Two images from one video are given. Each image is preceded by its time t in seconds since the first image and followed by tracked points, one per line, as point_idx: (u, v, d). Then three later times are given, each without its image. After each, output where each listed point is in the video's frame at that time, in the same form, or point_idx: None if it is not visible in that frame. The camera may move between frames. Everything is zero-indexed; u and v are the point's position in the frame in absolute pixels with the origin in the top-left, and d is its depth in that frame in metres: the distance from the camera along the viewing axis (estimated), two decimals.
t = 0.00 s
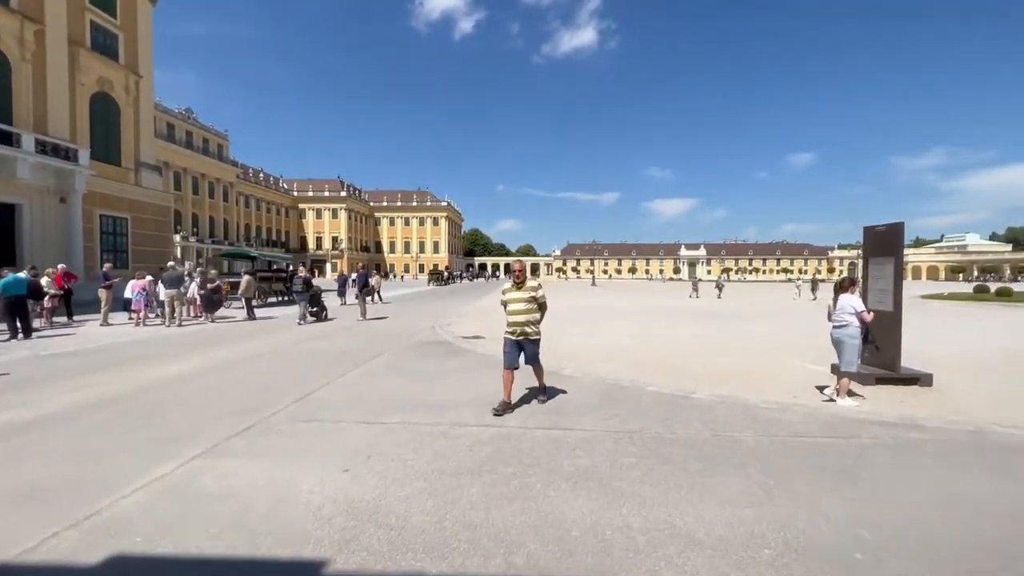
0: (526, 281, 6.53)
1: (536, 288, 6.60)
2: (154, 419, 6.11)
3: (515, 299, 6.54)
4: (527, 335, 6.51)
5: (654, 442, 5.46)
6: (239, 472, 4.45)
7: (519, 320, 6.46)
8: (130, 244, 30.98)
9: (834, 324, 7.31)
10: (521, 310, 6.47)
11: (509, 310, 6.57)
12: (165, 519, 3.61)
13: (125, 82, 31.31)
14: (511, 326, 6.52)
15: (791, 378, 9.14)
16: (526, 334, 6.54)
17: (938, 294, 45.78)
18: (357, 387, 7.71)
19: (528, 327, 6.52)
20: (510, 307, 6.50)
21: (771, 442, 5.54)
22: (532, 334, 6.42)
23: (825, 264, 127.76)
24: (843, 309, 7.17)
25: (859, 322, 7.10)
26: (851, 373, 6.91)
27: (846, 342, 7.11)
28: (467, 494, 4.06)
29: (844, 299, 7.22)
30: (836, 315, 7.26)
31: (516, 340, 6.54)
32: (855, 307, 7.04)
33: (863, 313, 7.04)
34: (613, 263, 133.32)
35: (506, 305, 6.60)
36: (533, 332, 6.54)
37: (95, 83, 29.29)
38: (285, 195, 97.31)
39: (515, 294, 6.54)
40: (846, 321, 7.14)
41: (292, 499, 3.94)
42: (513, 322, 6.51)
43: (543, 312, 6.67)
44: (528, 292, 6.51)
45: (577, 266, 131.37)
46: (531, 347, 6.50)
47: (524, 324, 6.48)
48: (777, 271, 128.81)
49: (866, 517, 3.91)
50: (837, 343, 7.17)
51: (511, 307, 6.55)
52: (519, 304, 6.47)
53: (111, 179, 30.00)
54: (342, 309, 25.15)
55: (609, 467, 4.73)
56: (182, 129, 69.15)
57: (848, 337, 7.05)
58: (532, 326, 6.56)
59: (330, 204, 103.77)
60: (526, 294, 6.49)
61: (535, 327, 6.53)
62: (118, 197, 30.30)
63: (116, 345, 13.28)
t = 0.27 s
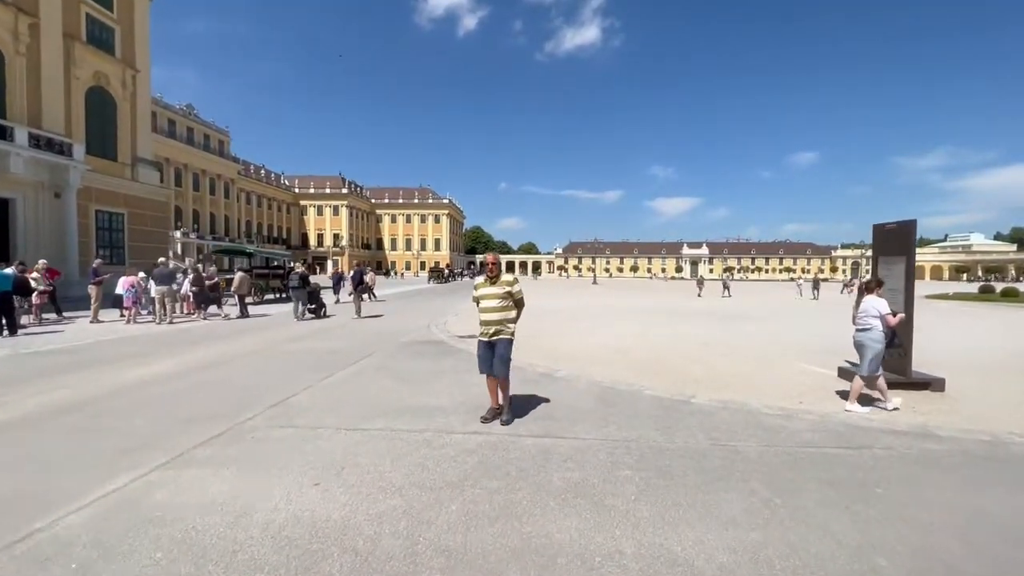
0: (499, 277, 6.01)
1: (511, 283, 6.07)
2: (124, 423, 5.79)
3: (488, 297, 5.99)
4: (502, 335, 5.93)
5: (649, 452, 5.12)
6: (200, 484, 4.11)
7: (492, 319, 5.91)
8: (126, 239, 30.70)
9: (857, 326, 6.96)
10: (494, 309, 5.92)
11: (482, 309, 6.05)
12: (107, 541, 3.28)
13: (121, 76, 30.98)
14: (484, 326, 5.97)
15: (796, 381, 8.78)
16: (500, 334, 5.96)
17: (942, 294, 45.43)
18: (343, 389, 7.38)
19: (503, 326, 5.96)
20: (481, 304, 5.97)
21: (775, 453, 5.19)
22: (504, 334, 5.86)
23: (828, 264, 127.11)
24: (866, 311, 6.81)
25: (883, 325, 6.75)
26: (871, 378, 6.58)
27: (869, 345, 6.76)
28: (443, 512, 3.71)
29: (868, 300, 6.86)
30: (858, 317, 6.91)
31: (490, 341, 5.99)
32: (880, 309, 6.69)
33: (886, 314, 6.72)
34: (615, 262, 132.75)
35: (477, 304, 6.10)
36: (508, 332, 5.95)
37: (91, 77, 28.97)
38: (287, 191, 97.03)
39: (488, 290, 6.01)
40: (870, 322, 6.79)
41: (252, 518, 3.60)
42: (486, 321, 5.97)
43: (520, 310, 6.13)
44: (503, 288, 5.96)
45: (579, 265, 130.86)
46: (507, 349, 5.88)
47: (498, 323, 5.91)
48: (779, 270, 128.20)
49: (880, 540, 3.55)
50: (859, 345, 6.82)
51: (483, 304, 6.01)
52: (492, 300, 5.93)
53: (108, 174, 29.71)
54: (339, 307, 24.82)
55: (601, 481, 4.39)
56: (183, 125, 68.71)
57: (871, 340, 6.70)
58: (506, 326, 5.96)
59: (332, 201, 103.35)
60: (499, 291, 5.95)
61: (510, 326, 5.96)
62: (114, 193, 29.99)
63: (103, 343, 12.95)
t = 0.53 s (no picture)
0: (469, 278, 5.27)
1: (483, 285, 5.31)
2: (85, 425, 5.42)
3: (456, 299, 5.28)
4: (469, 343, 5.20)
5: (645, 460, 4.76)
6: (153, 496, 3.77)
7: (458, 325, 5.20)
8: (120, 233, 30.31)
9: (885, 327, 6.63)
10: (461, 313, 5.21)
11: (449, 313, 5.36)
12: (35, 563, 2.93)
13: (114, 68, 30.50)
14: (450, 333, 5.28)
15: (800, 383, 8.43)
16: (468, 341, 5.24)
17: (943, 292, 45.12)
18: (324, 389, 7.02)
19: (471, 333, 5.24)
20: (448, 308, 5.28)
21: (780, 461, 4.84)
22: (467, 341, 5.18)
23: (828, 262, 126.77)
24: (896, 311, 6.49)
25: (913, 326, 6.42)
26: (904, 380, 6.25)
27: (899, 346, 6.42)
28: (415, 530, 3.37)
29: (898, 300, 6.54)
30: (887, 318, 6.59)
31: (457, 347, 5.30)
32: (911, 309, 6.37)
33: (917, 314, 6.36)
34: (615, 259, 132.38)
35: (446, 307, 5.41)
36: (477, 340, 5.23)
37: (83, 68, 28.51)
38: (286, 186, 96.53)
39: (456, 292, 5.29)
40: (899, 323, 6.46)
41: (203, 535, 3.25)
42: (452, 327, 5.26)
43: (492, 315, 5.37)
44: (473, 290, 5.22)
45: (579, 262, 130.42)
46: (474, 359, 5.14)
47: (465, 330, 5.20)
48: (779, 268, 127.91)
49: (896, 564, 3.21)
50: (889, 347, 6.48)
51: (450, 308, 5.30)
52: (459, 304, 5.21)
53: (101, 167, 29.30)
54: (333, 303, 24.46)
55: (591, 493, 4.04)
56: (180, 119, 68.11)
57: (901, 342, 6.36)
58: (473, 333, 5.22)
59: (331, 196, 102.82)
60: (468, 293, 5.21)
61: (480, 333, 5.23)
62: (107, 185, 29.58)
63: (86, 338, 12.59)
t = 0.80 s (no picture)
0: (433, 272, 4.67)
1: (448, 281, 4.70)
2: (44, 431, 5.11)
3: (417, 296, 4.67)
4: (431, 347, 4.66)
5: (638, 471, 4.46)
6: (99, 514, 3.47)
7: (419, 326, 4.62)
8: (111, 227, 29.87)
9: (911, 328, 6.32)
10: (422, 313, 4.62)
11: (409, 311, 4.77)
12: None
13: (105, 59, 29.98)
14: (409, 333, 4.69)
15: (802, 384, 8.13)
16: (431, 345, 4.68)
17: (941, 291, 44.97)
18: (303, 391, 6.70)
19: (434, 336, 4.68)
20: (407, 306, 4.68)
21: (781, 472, 4.55)
22: (431, 345, 4.63)
23: (827, 259, 126.68)
24: (922, 313, 6.13)
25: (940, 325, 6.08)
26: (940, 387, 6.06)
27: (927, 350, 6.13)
28: (382, 554, 3.08)
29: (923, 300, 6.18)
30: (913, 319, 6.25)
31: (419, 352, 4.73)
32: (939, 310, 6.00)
33: (946, 315, 5.96)
34: (614, 255, 132.08)
35: (405, 304, 4.81)
36: (440, 344, 4.66)
37: (73, 58, 28.01)
38: (283, 181, 95.98)
39: (417, 288, 4.69)
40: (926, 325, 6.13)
41: (146, 561, 2.96)
42: (412, 328, 4.67)
43: (458, 315, 4.80)
44: (437, 287, 4.63)
45: (577, 258, 130.23)
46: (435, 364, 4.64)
47: (426, 332, 4.62)
48: (778, 266, 127.87)
49: None
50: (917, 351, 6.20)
51: (410, 305, 4.70)
52: (419, 302, 4.63)
53: (91, 160, 28.83)
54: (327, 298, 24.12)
55: (578, 509, 3.74)
56: (176, 112, 67.44)
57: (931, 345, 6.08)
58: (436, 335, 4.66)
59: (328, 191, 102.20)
60: (431, 290, 4.62)
61: (444, 336, 4.66)
62: (98, 179, 29.13)
63: (68, 335, 12.24)
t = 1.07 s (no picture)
0: (373, 268, 3.81)
1: (391, 277, 3.86)
2: None
3: (353, 297, 3.75)
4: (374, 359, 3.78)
5: (626, 478, 4.13)
6: (23, 530, 3.11)
7: (358, 334, 3.72)
8: (99, 221, 29.35)
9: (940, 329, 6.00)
10: (361, 317, 3.72)
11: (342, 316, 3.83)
12: None
13: (92, 49, 29.39)
14: (344, 342, 3.76)
15: (800, 384, 7.81)
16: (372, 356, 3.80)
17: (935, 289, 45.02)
18: (274, 391, 6.33)
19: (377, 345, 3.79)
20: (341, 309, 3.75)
21: (780, 480, 4.23)
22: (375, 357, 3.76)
23: (823, 257, 126.90)
24: (953, 314, 5.81)
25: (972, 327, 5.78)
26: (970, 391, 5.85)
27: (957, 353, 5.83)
28: None
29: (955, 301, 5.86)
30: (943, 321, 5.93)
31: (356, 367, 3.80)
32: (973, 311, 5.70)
33: (980, 317, 5.68)
34: (610, 252, 131.97)
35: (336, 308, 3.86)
36: (385, 353, 3.81)
37: (58, 48, 27.41)
38: (279, 176, 95.27)
39: (353, 287, 3.78)
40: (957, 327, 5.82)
41: None
42: (348, 337, 3.73)
43: (404, 318, 3.97)
44: (379, 286, 3.76)
45: (574, 255, 129.94)
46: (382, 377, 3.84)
47: (367, 340, 3.73)
48: (774, 263, 127.92)
49: None
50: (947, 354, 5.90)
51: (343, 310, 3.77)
52: (357, 305, 3.72)
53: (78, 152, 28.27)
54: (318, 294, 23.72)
55: (559, 522, 3.42)
56: (169, 106, 66.59)
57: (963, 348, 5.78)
58: (379, 343, 3.79)
59: (324, 186, 101.47)
60: (371, 289, 3.74)
61: (389, 345, 3.82)
62: (85, 171, 28.60)
63: (44, 329, 11.81)
